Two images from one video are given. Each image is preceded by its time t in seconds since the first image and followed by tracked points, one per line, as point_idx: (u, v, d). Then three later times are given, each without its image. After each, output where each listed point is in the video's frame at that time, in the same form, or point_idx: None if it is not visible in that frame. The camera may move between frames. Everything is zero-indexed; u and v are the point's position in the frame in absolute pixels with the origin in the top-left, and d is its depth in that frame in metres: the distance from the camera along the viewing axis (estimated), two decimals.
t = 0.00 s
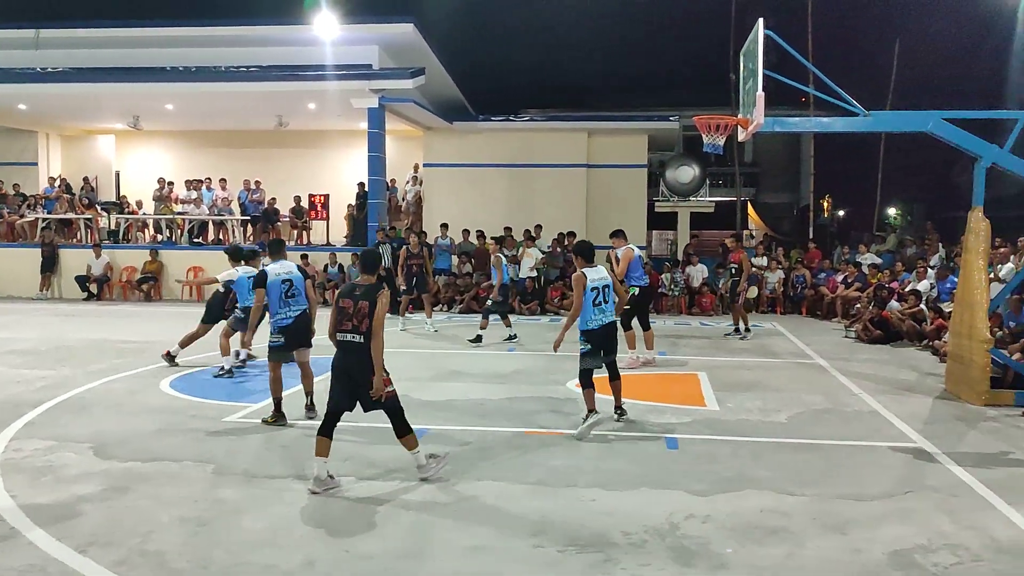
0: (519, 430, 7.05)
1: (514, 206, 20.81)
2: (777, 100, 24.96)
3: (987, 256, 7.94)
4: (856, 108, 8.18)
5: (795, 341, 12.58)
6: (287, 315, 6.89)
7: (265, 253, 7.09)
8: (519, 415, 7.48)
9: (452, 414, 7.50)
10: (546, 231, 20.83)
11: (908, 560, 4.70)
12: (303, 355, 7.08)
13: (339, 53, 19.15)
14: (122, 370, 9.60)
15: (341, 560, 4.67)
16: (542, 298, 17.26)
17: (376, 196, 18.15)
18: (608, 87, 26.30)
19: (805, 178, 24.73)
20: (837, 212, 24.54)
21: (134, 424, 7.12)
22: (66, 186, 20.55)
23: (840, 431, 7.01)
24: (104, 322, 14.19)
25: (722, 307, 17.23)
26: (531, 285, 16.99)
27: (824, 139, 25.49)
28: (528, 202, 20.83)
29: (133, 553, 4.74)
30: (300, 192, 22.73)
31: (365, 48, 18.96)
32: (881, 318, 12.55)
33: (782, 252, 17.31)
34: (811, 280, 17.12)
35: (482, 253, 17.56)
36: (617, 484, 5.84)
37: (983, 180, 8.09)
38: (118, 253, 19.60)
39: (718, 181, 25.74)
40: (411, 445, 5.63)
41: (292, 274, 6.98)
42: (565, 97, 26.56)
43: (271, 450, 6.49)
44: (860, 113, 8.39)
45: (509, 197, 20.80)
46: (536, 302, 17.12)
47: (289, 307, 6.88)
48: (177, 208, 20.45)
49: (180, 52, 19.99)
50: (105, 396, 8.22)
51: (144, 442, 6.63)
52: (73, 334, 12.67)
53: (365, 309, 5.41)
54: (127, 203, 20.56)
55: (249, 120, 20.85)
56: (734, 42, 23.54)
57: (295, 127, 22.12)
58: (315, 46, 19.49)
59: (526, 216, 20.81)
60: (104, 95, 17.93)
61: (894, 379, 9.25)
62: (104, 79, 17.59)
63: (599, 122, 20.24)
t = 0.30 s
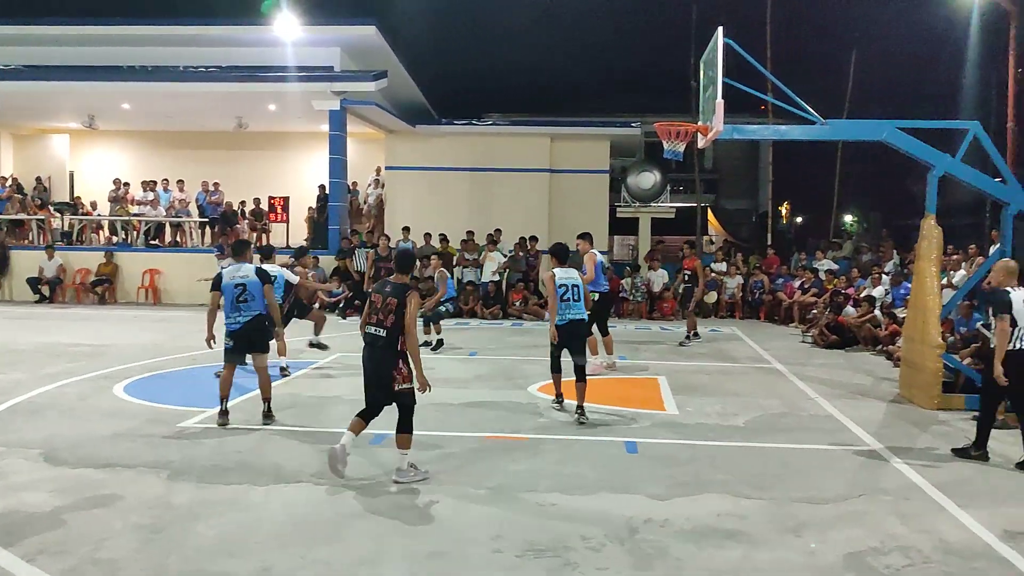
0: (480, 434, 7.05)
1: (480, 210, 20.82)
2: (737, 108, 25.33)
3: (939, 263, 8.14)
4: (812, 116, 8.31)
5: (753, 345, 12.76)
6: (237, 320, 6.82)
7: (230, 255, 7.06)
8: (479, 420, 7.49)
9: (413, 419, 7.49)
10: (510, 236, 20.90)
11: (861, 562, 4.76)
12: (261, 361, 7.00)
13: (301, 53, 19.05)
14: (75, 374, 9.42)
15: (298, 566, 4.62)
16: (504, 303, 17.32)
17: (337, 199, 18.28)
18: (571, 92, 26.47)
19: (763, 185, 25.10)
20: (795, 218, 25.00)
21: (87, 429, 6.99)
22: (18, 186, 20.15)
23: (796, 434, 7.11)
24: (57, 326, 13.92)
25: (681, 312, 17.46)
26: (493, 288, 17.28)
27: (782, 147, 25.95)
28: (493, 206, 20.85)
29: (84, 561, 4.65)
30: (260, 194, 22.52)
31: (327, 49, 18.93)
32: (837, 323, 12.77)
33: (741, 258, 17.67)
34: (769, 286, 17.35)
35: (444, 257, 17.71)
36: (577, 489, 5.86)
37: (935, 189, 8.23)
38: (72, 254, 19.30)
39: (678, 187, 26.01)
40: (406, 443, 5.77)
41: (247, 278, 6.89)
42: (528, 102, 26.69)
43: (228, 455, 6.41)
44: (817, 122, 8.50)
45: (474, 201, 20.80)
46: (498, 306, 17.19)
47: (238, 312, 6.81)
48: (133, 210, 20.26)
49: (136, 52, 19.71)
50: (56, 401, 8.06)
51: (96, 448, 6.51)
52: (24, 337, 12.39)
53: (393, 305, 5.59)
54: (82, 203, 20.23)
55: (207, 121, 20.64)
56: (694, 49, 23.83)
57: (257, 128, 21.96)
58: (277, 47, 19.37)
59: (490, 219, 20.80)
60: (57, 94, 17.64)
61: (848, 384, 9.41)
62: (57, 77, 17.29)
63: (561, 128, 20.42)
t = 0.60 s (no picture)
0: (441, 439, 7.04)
1: (445, 214, 20.80)
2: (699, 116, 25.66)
3: (894, 270, 8.30)
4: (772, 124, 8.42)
5: (713, 350, 12.92)
6: (175, 321, 6.77)
7: (180, 256, 7.03)
8: (439, 424, 7.48)
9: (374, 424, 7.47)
10: (474, 240, 20.94)
11: (816, 565, 4.81)
12: (206, 365, 6.90)
13: (263, 53, 18.94)
14: (24, 377, 9.21)
15: (253, 573, 4.55)
16: (467, 306, 17.50)
17: (298, 200, 18.20)
18: (535, 98, 26.64)
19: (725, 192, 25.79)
20: (754, 225, 25.44)
21: (37, 434, 6.84)
22: None
23: (754, 438, 7.20)
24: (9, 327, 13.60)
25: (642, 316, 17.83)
26: (455, 292, 17.28)
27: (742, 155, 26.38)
28: (458, 209, 20.84)
29: (31, 569, 4.52)
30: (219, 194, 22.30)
31: (289, 50, 18.84)
32: (794, 329, 13.04)
33: (701, 264, 17.94)
34: (729, 291, 17.79)
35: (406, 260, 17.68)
36: (536, 493, 5.85)
37: (890, 198, 8.40)
38: (25, 254, 18.89)
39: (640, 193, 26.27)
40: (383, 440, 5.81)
41: (185, 279, 6.79)
42: (492, 107, 26.78)
43: (184, 459, 6.32)
44: (776, 130, 8.60)
45: (439, 204, 20.77)
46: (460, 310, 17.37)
47: (175, 313, 6.75)
48: (88, 209, 19.89)
49: (92, 48, 19.40)
50: (5, 404, 7.87)
51: (46, 453, 6.37)
52: None
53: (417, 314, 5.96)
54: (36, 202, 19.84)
55: (166, 120, 20.40)
56: (657, 57, 24.09)
57: (217, 128, 21.76)
58: (238, 47, 19.23)
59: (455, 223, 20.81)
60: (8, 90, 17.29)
61: (805, 388, 9.56)
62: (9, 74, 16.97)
63: (525, 133, 20.55)
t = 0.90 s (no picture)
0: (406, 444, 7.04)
1: (415, 218, 20.78)
2: (666, 123, 25.91)
3: (855, 277, 8.42)
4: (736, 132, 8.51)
5: (679, 356, 13.03)
6: (127, 320, 6.73)
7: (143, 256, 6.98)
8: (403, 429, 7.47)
9: (337, 429, 7.44)
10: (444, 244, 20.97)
11: (778, 568, 4.84)
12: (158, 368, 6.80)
13: (229, 53, 18.83)
14: None
15: None
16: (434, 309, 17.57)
17: (263, 203, 17.85)
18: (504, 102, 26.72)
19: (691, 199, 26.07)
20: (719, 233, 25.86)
21: None
22: None
23: (717, 443, 7.26)
24: None
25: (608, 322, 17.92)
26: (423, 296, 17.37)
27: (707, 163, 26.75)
28: (427, 213, 20.82)
29: None
30: (183, 195, 22.06)
31: (255, 50, 18.72)
32: (757, 335, 13.26)
33: (667, 270, 18.12)
34: (694, 297, 17.77)
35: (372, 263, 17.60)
36: (500, 497, 5.84)
37: (852, 206, 8.55)
38: None
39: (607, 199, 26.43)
40: (434, 416, 6.51)
41: (139, 279, 6.72)
42: (461, 112, 26.83)
43: (143, 463, 6.23)
44: (741, 138, 8.72)
45: (407, 208, 20.74)
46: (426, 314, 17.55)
47: (127, 313, 6.70)
48: (49, 209, 19.55)
49: (53, 46, 19.09)
50: None
51: None
52: None
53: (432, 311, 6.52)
54: None
55: (130, 119, 20.14)
56: (625, 64, 24.27)
57: (183, 128, 21.55)
58: (203, 46, 19.06)
59: (424, 227, 20.77)
60: None
61: (767, 394, 9.68)
62: None
63: (493, 137, 20.60)
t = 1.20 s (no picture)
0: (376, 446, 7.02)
1: (388, 219, 20.72)
2: (638, 128, 26.13)
3: (821, 283, 8.52)
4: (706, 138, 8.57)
5: (648, 359, 13.12)
6: (93, 321, 6.68)
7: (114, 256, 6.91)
8: (371, 432, 7.45)
9: (305, 431, 7.40)
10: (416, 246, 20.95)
11: (744, 570, 4.86)
12: (119, 372, 6.68)
13: (200, 52, 18.70)
14: None
15: None
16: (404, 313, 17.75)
17: (232, 203, 17.94)
18: (477, 105, 26.78)
19: (662, 203, 26.27)
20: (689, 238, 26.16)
21: None
22: None
23: (685, 447, 7.32)
24: None
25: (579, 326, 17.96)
26: (393, 298, 17.58)
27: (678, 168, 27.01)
28: (399, 215, 20.76)
29: None
30: (152, 195, 21.82)
31: (225, 49, 18.59)
32: (726, 339, 13.38)
33: (637, 274, 18.26)
34: (663, 301, 17.96)
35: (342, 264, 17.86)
36: (469, 501, 5.83)
37: (819, 213, 8.66)
38: None
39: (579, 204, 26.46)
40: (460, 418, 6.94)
41: (106, 280, 6.65)
42: (434, 114, 26.83)
43: (106, 467, 6.15)
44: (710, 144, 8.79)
45: (380, 209, 20.69)
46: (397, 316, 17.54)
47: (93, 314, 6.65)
48: (13, 207, 19.23)
49: (19, 42, 18.80)
50: None
51: None
52: None
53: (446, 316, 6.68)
54: None
55: (97, 117, 19.89)
56: (596, 68, 24.44)
57: (152, 127, 21.32)
58: (173, 45, 18.87)
59: (396, 229, 20.71)
60: None
61: (735, 397, 9.78)
62: None
63: (465, 139, 20.65)
